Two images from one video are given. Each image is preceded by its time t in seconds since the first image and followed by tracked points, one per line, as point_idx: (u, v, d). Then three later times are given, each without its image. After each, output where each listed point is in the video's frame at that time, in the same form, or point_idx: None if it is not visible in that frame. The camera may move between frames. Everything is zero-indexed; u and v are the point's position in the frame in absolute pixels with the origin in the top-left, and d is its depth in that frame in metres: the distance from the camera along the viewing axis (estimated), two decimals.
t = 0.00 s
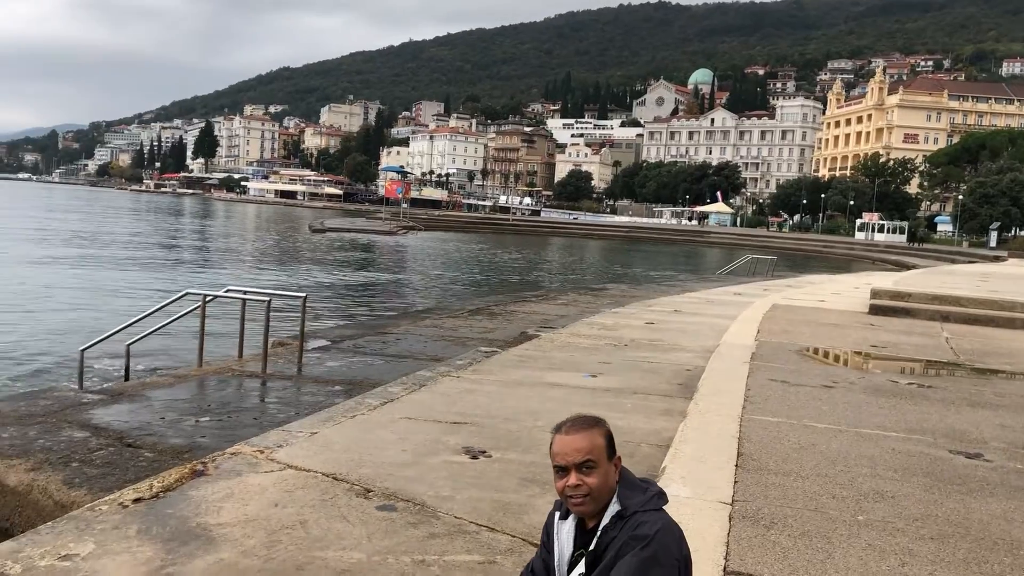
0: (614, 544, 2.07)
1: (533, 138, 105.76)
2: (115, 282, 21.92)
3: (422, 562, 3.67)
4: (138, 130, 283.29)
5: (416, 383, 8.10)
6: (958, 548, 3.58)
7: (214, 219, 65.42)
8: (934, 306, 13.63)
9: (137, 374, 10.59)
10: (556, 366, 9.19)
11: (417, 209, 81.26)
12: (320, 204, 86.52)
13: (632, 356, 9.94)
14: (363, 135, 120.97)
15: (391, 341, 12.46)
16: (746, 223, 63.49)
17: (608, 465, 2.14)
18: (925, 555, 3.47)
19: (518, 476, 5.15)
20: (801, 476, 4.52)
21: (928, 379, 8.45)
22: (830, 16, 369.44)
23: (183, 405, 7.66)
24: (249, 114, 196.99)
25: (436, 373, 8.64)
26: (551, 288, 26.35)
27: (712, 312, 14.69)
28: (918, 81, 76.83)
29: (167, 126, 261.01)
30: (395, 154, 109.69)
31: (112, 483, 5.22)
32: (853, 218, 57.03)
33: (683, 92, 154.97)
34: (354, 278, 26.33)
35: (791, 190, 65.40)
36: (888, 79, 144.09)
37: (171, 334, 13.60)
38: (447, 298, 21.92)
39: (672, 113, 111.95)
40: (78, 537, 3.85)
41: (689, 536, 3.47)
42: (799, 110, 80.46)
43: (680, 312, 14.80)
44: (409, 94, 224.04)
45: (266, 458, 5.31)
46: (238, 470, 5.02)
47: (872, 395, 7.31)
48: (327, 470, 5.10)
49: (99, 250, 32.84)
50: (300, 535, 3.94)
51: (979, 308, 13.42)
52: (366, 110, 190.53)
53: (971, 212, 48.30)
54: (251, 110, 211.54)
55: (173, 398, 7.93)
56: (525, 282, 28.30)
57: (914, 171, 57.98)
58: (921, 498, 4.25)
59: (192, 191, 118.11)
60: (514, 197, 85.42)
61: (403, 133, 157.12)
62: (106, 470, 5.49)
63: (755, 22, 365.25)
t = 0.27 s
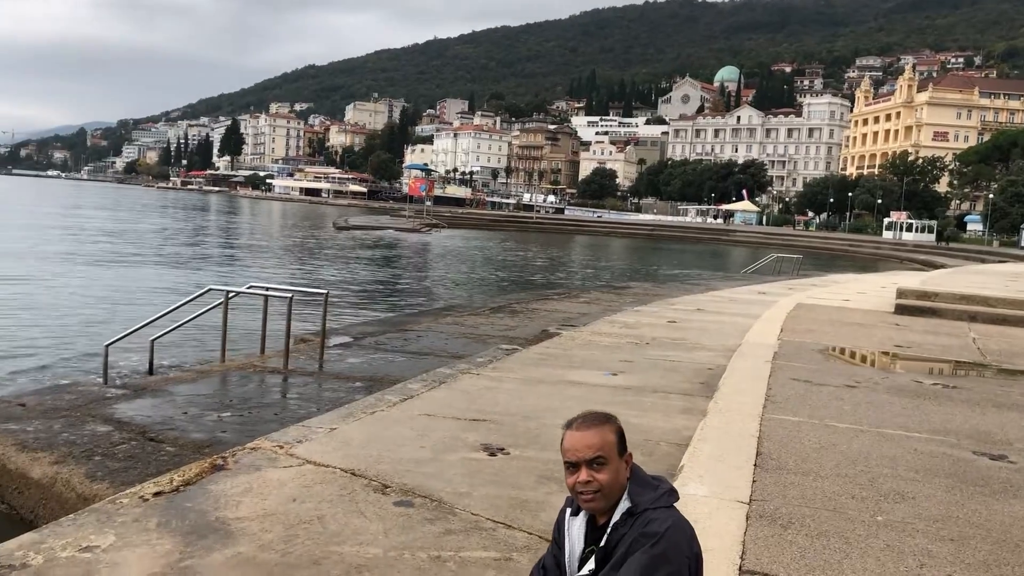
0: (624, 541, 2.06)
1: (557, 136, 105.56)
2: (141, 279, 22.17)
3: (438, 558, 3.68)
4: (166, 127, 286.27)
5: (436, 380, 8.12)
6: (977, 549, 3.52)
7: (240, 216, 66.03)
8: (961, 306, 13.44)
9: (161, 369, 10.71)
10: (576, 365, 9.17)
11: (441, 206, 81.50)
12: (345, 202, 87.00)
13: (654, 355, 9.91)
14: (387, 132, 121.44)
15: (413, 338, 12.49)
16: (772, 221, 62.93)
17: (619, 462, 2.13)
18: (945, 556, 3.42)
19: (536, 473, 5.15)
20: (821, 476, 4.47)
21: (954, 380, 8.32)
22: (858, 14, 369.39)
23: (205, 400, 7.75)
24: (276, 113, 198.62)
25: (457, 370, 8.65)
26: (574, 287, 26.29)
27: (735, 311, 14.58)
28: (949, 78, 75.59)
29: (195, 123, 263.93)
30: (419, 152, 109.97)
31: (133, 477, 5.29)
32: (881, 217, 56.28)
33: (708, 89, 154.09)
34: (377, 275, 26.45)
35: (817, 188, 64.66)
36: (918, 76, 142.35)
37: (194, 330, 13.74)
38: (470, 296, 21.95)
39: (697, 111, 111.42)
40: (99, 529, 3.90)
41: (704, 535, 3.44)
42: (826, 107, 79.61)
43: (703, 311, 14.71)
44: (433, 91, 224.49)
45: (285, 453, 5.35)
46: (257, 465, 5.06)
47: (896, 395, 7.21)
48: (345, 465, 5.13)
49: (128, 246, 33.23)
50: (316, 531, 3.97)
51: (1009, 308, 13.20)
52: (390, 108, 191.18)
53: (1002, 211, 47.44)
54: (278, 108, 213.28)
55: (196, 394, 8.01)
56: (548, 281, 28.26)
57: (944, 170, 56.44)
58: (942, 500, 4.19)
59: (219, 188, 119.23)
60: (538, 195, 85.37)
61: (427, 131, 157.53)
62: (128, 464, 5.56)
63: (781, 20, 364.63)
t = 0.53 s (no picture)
0: (631, 536, 2.06)
1: (577, 134, 105.40)
2: (163, 277, 22.38)
3: (451, 554, 3.69)
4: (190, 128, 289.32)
5: (453, 378, 8.13)
6: (994, 549, 3.48)
7: (262, 216, 66.57)
8: (984, 304, 13.27)
9: (182, 367, 10.81)
10: (593, 363, 9.15)
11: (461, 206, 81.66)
12: (365, 201, 87.43)
13: (672, 354, 9.86)
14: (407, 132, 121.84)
15: (431, 336, 12.51)
16: (794, 220, 62.45)
17: (627, 457, 2.11)
18: (961, 556, 3.38)
19: (552, 470, 5.14)
20: (836, 475, 4.43)
21: (976, 379, 8.21)
22: (881, 11, 369.63)
23: (224, 398, 7.81)
24: (298, 113, 199.83)
25: (474, 368, 8.66)
26: (593, 285, 26.26)
27: (755, 309, 14.48)
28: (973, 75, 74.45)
29: (218, 123, 266.42)
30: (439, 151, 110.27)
31: (152, 473, 5.35)
32: (905, 216, 55.59)
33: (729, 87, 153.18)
34: (397, 274, 26.53)
35: (840, 186, 63.99)
36: (943, 73, 140.91)
37: (214, 328, 13.86)
38: (489, 295, 21.96)
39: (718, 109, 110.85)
40: (117, 524, 3.94)
41: (715, 532, 3.42)
42: (848, 104, 78.81)
43: (722, 309, 14.62)
44: (453, 90, 225.00)
45: (302, 449, 5.38)
46: (273, 461, 5.09)
47: (915, 394, 7.13)
48: (361, 462, 5.14)
49: (152, 245, 33.58)
50: (331, 527, 3.98)
51: None
52: (410, 108, 191.80)
53: None
54: (300, 108, 214.67)
55: (214, 391, 8.08)
56: (567, 279, 28.26)
57: (969, 167, 55.57)
58: (960, 499, 4.14)
59: (242, 188, 120.17)
60: (558, 194, 85.30)
61: (447, 130, 157.90)
62: (148, 460, 5.63)
63: (803, 18, 363.66)
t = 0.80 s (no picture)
0: (640, 534, 2.06)
1: (594, 133, 105.23)
2: (184, 279, 22.54)
3: (467, 553, 3.70)
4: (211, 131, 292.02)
5: (469, 378, 8.17)
6: (1009, 548, 3.44)
7: (282, 218, 67.08)
8: (1004, 302, 13.14)
9: (200, 368, 10.89)
10: (609, 362, 9.15)
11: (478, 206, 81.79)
12: (383, 203, 87.83)
13: (689, 353, 9.83)
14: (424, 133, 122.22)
15: (447, 336, 12.56)
16: (812, 218, 62.04)
17: (635, 455, 2.11)
18: (976, 555, 3.34)
19: (567, 470, 5.14)
20: (851, 474, 4.39)
21: (995, 377, 8.12)
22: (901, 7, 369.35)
23: (243, 398, 7.89)
24: (317, 115, 200.95)
25: (490, 368, 8.69)
26: (611, 285, 26.25)
27: (773, 308, 14.40)
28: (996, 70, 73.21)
29: (238, 126, 268.80)
30: (457, 152, 110.52)
31: (171, 473, 5.40)
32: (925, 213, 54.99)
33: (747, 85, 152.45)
34: (415, 275, 26.60)
35: (859, 183, 63.44)
36: (965, 69, 139.68)
37: (232, 329, 13.97)
38: (506, 295, 21.99)
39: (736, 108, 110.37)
40: (136, 523, 3.98)
41: (727, 531, 3.41)
42: (867, 101, 78.11)
43: (740, 308, 14.54)
44: (471, 91, 225.44)
45: (319, 449, 5.41)
46: (291, 461, 5.13)
47: (933, 393, 7.06)
48: (378, 461, 5.17)
49: (174, 247, 33.89)
50: (348, 525, 4.01)
51: None
52: (427, 109, 192.31)
53: None
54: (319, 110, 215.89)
55: (233, 392, 8.14)
56: (585, 279, 28.25)
57: (991, 164, 54.68)
58: (977, 498, 4.09)
59: (261, 190, 121.03)
60: (575, 194, 85.22)
61: (464, 131, 158.26)
62: (166, 460, 5.68)
63: (821, 15, 362.24)
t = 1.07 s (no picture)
0: (655, 535, 2.06)
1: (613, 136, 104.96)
2: (206, 285, 22.71)
3: (487, 555, 3.71)
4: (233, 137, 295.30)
5: (488, 381, 8.18)
6: None
7: (303, 223, 67.68)
8: None
9: (222, 373, 10.98)
10: (628, 365, 9.13)
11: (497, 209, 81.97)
12: (402, 207, 88.15)
13: (708, 354, 9.78)
14: (442, 137, 122.74)
15: (467, 340, 12.58)
16: (833, 218, 61.43)
17: (651, 457, 2.11)
18: (997, 556, 3.30)
19: (586, 472, 5.14)
20: (872, 475, 4.34)
21: (1020, 377, 7.99)
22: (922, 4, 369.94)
23: (265, 402, 7.95)
24: (336, 120, 201.96)
25: (508, 372, 8.69)
26: (630, 287, 26.19)
27: (793, 309, 14.28)
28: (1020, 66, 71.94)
29: (259, 132, 271.63)
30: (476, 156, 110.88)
31: (193, 476, 5.46)
32: (948, 212, 54.17)
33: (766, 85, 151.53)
34: (434, 279, 26.65)
35: (881, 183, 62.60)
36: (989, 67, 138.13)
37: (254, 334, 14.08)
38: (525, 298, 22.00)
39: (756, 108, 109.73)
40: (159, 526, 4.04)
41: (744, 534, 3.38)
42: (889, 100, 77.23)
43: (760, 309, 14.43)
44: (488, 95, 226.15)
45: (340, 452, 5.45)
46: (311, 464, 5.16)
47: (956, 394, 6.96)
48: (397, 465, 5.20)
49: (196, 253, 34.28)
50: (368, 528, 4.03)
51: None
52: (446, 113, 193.09)
53: None
54: (338, 116, 217.05)
55: (254, 397, 8.21)
56: (604, 281, 28.18)
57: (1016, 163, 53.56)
58: (1000, 499, 4.04)
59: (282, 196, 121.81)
60: (594, 196, 85.02)
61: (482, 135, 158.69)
62: (189, 464, 5.75)
63: (841, 14, 360.23)
